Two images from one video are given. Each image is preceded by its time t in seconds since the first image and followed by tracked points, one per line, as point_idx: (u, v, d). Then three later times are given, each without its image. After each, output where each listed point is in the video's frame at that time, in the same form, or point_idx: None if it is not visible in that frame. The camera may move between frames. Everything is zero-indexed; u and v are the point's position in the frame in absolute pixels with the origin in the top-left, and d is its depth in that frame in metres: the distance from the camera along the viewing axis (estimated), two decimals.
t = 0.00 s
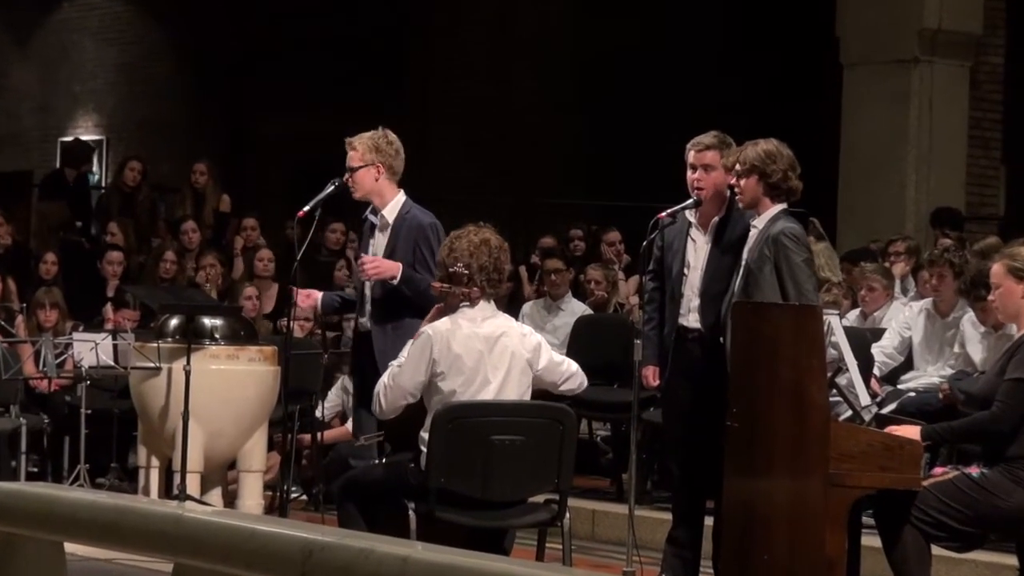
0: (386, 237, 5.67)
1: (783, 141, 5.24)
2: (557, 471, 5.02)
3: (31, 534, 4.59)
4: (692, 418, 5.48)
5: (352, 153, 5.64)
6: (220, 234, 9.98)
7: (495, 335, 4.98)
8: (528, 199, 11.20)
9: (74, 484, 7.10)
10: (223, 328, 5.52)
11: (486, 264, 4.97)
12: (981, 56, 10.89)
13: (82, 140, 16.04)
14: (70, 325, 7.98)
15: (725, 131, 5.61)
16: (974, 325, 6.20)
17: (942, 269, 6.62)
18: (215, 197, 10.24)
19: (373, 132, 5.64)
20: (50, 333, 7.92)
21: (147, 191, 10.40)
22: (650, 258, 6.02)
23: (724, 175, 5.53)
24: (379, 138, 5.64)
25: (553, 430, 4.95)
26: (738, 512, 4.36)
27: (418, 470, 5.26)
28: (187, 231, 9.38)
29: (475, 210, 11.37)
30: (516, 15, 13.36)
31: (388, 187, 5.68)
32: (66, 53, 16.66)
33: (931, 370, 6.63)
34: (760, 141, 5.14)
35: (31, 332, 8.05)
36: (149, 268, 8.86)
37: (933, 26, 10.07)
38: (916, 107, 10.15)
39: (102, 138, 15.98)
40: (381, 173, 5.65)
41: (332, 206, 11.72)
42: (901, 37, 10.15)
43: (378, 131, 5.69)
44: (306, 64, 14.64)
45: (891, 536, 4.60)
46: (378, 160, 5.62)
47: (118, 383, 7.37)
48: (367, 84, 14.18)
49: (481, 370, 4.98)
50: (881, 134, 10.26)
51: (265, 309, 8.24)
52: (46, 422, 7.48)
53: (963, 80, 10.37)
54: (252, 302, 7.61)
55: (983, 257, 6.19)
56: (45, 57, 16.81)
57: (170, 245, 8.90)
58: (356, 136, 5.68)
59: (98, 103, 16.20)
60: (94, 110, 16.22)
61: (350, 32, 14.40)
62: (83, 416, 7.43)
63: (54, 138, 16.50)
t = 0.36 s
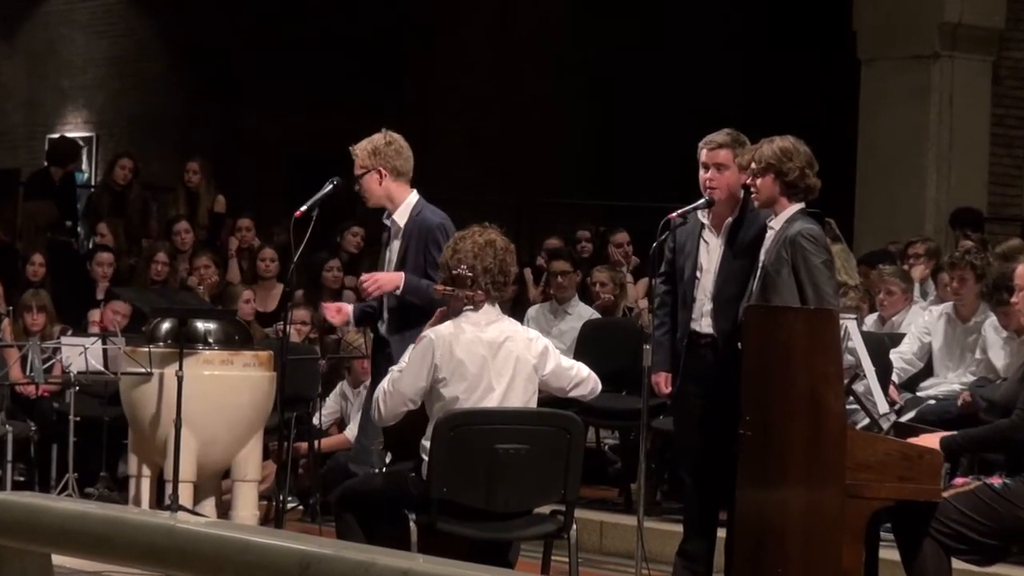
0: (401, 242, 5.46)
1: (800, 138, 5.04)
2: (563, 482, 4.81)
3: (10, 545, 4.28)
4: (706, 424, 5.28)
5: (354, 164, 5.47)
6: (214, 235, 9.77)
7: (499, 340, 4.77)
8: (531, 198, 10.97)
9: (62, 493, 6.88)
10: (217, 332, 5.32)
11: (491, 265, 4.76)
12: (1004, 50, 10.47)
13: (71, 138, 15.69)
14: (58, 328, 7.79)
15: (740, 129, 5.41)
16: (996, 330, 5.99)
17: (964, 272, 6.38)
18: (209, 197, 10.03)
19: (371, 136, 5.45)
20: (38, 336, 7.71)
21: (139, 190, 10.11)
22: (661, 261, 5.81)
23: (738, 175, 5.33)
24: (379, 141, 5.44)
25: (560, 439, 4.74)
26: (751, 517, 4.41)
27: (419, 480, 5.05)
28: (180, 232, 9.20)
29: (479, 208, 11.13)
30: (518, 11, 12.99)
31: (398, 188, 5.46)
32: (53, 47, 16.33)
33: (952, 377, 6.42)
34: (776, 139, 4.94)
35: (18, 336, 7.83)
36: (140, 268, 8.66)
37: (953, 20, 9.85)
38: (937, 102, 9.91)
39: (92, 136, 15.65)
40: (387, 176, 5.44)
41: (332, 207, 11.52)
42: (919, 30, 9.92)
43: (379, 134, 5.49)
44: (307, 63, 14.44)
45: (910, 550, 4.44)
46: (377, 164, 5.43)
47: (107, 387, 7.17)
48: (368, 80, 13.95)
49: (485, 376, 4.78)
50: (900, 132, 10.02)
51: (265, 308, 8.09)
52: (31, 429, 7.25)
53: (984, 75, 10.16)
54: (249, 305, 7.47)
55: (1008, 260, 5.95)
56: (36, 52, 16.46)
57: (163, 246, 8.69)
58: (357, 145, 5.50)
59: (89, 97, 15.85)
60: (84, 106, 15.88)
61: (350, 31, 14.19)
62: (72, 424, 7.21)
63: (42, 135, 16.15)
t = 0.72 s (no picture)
0: (412, 241, 5.28)
1: (818, 135, 4.84)
2: (571, 492, 4.60)
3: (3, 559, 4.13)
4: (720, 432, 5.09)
5: (369, 160, 5.30)
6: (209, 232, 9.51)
7: (503, 345, 4.57)
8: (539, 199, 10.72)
9: (49, 502, 6.66)
10: (210, 336, 5.12)
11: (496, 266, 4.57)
12: None
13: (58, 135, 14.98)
14: (45, 333, 7.56)
15: (756, 126, 5.20)
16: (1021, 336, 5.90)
17: (986, 276, 6.24)
18: (203, 196, 9.75)
19: (387, 132, 5.29)
20: (23, 340, 7.48)
21: (129, 187, 9.92)
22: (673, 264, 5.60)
23: (753, 172, 5.11)
24: (393, 137, 5.28)
25: (568, 448, 4.54)
26: (768, 533, 4.32)
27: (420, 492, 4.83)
28: (172, 232, 8.97)
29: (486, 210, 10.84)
30: None
31: (415, 187, 5.31)
32: (42, 40, 15.60)
33: (973, 384, 6.25)
34: (793, 135, 4.74)
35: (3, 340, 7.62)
36: (130, 271, 8.44)
37: (977, 13, 9.36)
38: (960, 100, 9.41)
39: (80, 132, 14.89)
40: (405, 173, 5.29)
41: (334, 209, 11.29)
42: (942, 25, 9.42)
43: (395, 131, 5.32)
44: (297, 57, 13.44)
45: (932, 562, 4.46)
46: (394, 162, 5.27)
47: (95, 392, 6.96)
48: (366, 76, 12.91)
49: (488, 382, 4.57)
50: (921, 130, 9.50)
51: (263, 309, 7.95)
52: (16, 436, 6.98)
53: (1009, 72, 9.64)
54: (244, 308, 7.25)
55: None
56: (26, 48, 15.76)
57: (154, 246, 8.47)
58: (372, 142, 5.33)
59: (77, 92, 15.04)
60: (73, 102, 15.10)
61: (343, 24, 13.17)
62: (59, 432, 6.96)
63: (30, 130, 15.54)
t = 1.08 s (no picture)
0: (418, 238, 5.16)
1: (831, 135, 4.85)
2: (578, 502, 4.42)
3: None
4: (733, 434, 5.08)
5: (384, 156, 5.14)
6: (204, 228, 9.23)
7: (510, 349, 4.44)
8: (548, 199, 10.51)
9: (35, 511, 6.43)
10: (204, 339, 4.94)
11: (515, 265, 4.47)
12: None
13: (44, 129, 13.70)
14: (32, 335, 7.33)
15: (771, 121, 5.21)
16: None
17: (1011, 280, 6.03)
18: (196, 193, 9.44)
19: (402, 127, 5.13)
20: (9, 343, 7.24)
21: (119, 185, 9.62)
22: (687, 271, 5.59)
23: (765, 166, 5.13)
24: (408, 132, 5.12)
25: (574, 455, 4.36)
26: (789, 527, 4.55)
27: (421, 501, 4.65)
28: (165, 232, 8.74)
29: (494, 212, 10.62)
30: None
31: (428, 184, 5.17)
32: (26, 30, 14.32)
33: (997, 392, 6.05)
34: (810, 137, 4.75)
35: None
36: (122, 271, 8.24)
37: (1002, 5, 9.06)
38: (982, 96, 9.16)
39: (70, 126, 13.65)
40: (421, 170, 5.14)
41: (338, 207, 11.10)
42: (964, 18, 9.17)
43: (407, 124, 5.16)
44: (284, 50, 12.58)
45: None
46: (412, 159, 5.12)
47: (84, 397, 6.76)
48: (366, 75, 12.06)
49: (493, 387, 4.44)
50: (941, 127, 9.26)
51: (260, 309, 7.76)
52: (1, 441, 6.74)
53: None
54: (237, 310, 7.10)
55: None
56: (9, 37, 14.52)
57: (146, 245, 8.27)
58: (383, 136, 5.17)
59: (65, 83, 13.81)
60: (61, 94, 13.83)
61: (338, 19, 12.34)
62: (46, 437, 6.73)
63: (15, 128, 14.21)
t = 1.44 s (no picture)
0: (426, 239, 5.04)
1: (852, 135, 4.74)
2: (585, 513, 4.24)
3: None
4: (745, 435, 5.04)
5: (391, 157, 4.94)
6: (200, 227, 9.02)
7: (515, 353, 4.29)
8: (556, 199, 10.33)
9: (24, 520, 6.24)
10: (199, 344, 4.76)
11: (521, 268, 4.33)
12: None
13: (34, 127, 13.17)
14: (22, 340, 7.12)
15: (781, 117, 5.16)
16: None
17: None
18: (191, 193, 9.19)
19: (405, 126, 4.95)
20: None
21: (110, 184, 9.24)
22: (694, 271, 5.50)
23: (776, 163, 5.06)
24: (413, 132, 4.95)
25: (584, 465, 4.17)
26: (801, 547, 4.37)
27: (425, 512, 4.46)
28: (159, 231, 8.40)
29: (502, 213, 10.41)
30: None
31: (431, 186, 5.03)
32: (13, 23, 13.80)
33: None
34: (842, 133, 4.62)
35: None
36: (114, 272, 8.04)
37: None
38: (1008, 90, 8.94)
39: (60, 122, 13.14)
40: (428, 171, 5.00)
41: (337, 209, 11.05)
42: (989, 9, 8.94)
43: (408, 123, 4.99)
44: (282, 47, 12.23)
45: None
46: (420, 161, 4.96)
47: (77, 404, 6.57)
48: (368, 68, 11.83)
49: (497, 393, 4.28)
50: (967, 122, 9.00)
51: (259, 315, 7.60)
52: None
53: None
54: (232, 313, 6.88)
55: None
56: None
57: (139, 244, 8.08)
58: (386, 136, 4.97)
59: (55, 78, 13.30)
60: (51, 90, 13.31)
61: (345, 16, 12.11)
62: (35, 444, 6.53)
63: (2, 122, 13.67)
